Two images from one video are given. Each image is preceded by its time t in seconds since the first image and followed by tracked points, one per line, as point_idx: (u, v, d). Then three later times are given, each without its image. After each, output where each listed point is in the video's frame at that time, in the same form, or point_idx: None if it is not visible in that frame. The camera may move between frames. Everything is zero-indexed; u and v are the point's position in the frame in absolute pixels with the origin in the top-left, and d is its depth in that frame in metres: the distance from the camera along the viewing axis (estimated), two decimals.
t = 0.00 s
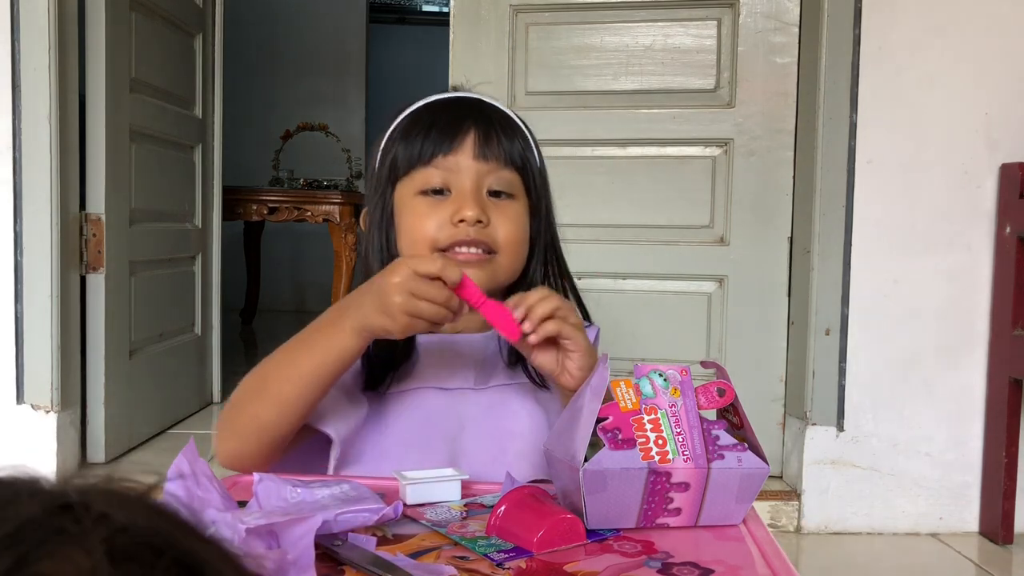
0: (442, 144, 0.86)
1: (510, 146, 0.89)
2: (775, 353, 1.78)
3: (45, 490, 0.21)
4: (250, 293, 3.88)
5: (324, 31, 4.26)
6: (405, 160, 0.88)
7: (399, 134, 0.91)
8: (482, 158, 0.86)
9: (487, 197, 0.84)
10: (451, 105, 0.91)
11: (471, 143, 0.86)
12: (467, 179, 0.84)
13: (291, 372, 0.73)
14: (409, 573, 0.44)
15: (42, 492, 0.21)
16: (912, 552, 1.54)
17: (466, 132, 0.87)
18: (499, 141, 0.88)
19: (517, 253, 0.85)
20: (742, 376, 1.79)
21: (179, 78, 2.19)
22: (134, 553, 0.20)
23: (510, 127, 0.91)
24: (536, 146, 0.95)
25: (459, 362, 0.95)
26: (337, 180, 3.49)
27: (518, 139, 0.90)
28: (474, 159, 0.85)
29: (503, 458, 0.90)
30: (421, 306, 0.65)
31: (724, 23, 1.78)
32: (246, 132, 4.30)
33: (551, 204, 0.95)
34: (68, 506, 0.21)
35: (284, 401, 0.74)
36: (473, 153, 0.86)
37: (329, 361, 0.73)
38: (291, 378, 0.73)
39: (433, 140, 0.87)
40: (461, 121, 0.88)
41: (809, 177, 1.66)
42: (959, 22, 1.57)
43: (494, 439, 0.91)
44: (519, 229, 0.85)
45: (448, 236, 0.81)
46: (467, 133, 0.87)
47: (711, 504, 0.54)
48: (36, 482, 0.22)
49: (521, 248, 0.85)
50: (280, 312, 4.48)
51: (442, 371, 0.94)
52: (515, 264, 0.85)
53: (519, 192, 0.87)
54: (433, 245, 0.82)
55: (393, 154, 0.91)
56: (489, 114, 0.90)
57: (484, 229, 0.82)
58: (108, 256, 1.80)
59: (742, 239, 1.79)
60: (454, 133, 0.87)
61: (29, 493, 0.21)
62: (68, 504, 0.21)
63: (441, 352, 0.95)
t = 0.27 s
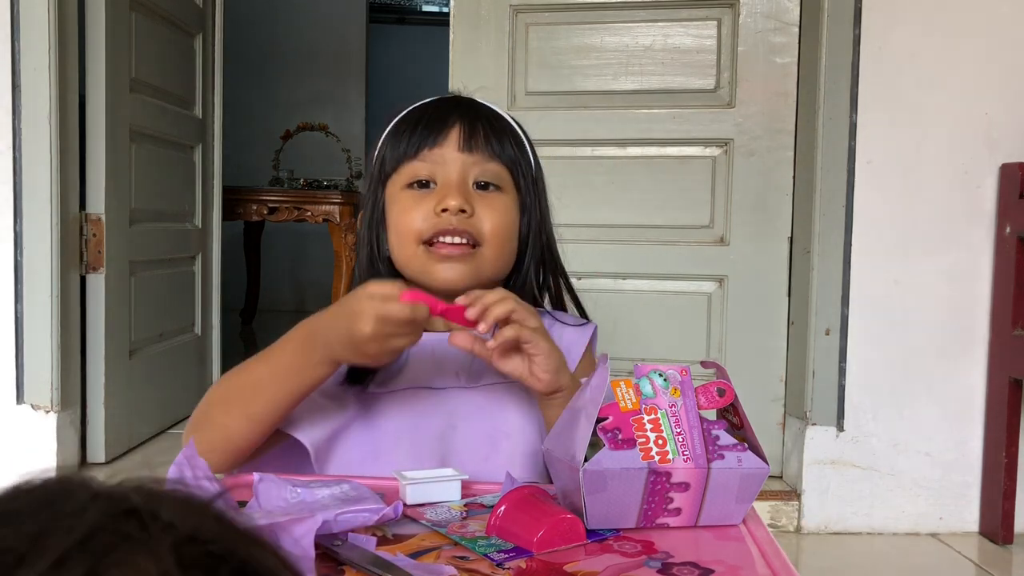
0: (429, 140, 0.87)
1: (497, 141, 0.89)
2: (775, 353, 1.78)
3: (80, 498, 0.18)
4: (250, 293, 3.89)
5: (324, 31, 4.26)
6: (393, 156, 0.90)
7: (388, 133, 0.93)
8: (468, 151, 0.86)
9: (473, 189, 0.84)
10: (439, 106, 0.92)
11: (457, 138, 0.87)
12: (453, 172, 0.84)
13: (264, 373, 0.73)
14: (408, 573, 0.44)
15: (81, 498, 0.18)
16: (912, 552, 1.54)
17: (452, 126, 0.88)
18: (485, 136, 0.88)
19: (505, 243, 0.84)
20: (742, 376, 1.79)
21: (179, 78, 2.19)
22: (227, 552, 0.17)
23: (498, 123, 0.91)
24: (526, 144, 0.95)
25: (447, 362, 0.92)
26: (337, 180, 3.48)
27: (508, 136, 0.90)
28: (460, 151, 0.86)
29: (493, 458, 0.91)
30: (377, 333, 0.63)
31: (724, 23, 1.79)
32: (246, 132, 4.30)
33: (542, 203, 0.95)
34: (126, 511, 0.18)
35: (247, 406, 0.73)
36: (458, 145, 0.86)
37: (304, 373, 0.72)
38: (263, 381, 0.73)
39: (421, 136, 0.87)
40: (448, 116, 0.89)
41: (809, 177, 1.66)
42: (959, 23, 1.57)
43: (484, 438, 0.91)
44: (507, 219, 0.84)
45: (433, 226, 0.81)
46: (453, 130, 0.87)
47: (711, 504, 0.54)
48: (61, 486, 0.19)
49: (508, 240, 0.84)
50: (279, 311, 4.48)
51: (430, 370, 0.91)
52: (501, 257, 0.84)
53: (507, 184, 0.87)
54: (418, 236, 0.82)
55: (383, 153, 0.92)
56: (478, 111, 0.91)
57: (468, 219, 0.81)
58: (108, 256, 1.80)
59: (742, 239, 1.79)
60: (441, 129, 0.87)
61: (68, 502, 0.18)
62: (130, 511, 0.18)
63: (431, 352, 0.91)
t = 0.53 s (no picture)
0: (427, 140, 0.87)
1: (496, 142, 0.89)
2: (775, 353, 1.78)
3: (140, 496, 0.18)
4: (250, 293, 3.89)
5: (324, 31, 4.26)
6: (391, 155, 0.90)
7: (388, 130, 0.92)
8: (466, 152, 0.86)
9: (470, 191, 0.84)
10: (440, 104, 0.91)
11: (456, 139, 0.87)
12: (451, 173, 0.85)
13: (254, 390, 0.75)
14: (409, 573, 0.44)
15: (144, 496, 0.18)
16: (912, 552, 1.54)
17: (450, 127, 0.88)
18: (485, 137, 0.88)
19: (500, 246, 0.84)
20: (742, 376, 1.79)
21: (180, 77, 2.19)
22: (295, 565, 0.17)
23: (498, 124, 0.91)
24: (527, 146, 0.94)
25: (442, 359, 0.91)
26: (337, 180, 3.48)
27: (507, 137, 0.90)
28: (458, 153, 0.86)
29: (488, 456, 0.90)
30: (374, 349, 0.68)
31: (724, 23, 1.78)
32: (246, 132, 4.30)
33: (540, 204, 0.95)
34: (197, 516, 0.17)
35: (234, 421, 0.75)
36: (457, 147, 0.86)
37: (296, 395, 0.75)
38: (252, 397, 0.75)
39: (420, 136, 0.87)
40: (447, 115, 0.89)
41: (809, 177, 1.66)
42: (959, 23, 1.57)
43: (480, 438, 0.91)
44: (503, 223, 0.84)
45: (428, 228, 0.82)
46: (452, 130, 0.87)
47: (711, 504, 0.54)
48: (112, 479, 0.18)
49: (504, 243, 0.85)
50: (279, 312, 4.48)
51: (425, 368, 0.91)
52: (497, 260, 0.85)
53: (505, 187, 0.87)
54: (414, 237, 0.83)
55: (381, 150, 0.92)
56: (477, 110, 0.91)
57: (463, 222, 0.82)
58: (108, 256, 1.80)
59: (742, 239, 1.79)
60: (440, 130, 0.87)
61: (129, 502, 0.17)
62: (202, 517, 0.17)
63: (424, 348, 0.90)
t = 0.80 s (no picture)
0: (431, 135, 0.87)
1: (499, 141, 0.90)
2: (775, 353, 1.78)
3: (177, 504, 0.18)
4: (250, 293, 3.89)
5: (324, 31, 4.26)
6: (391, 150, 0.89)
7: (383, 126, 0.92)
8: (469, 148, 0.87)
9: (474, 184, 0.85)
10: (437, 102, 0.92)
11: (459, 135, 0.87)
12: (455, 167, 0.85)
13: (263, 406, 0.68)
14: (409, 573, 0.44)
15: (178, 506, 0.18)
16: (912, 552, 1.54)
17: (453, 124, 0.88)
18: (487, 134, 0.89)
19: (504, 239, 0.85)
20: (742, 376, 1.79)
21: (179, 77, 2.19)
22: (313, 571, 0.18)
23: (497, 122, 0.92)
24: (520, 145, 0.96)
25: (433, 355, 0.89)
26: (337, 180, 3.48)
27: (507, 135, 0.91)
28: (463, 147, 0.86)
29: (484, 449, 0.85)
30: (376, 381, 0.62)
31: (724, 23, 1.78)
32: (246, 131, 4.30)
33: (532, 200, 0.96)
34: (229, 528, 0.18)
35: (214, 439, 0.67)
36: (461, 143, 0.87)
37: (278, 427, 0.66)
38: (245, 411, 0.68)
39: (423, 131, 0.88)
40: (448, 114, 0.89)
41: (809, 177, 1.66)
42: (959, 23, 1.57)
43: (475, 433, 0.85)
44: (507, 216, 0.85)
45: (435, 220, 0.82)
46: (455, 127, 0.88)
47: (711, 504, 0.54)
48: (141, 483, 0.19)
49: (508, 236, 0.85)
50: (279, 312, 4.48)
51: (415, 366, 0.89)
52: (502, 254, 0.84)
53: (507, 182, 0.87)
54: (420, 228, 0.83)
55: (377, 148, 0.92)
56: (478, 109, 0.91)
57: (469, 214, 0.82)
58: (108, 256, 1.80)
59: (742, 239, 1.79)
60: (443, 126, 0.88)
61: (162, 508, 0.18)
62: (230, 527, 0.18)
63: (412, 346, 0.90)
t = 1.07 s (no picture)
0: (410, 135, 0.88)
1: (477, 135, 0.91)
2: (776, 353, 1.78)
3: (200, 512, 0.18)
4: (250, 293, 3.89)
5: (324, 31, 4.26)
6: (370, 154, 0.91)
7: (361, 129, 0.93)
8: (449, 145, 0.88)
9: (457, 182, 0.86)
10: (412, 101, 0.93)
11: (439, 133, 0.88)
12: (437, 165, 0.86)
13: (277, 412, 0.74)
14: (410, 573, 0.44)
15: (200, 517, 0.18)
16: (912, 552, 1.54)
17: (431, 121, 0.89)
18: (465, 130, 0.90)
19: (490, 234, 0.86)
20: (741, 376, 1.79)
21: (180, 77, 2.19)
22: None
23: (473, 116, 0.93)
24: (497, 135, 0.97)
25: (425, 358, 0.91)
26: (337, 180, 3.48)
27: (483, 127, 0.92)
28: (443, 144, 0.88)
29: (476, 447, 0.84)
30: (392, 398, 0.68)
31: (724, 23, 1.78)
32: (246, 131, 4.30)
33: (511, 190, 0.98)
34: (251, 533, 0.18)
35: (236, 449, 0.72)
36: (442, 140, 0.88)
37: (293, 433, 0.71)
38: (260, 421, 0.73)
39: (401, 131, 0.89)
40: (425, 112, 0.90)
41: (809, 177, 1.66)
42: (959, 23, 1.57)
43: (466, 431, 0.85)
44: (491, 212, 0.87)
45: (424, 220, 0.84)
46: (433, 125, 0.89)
47: (711, 504, 0.54)
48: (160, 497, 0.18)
49: (493, 231, 0.87)
50: (279, 312, 4.49)
51: (408, 370, 0.91)
52: (489, 250, 0.87)
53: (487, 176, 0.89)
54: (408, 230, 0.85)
55: (356, 153, 0.93)
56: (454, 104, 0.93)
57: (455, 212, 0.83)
58: (108, 256, 1.80)
59: (742, 239, 1.79)
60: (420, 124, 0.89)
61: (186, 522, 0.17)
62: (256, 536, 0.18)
63: (405, 351, 0.92)
